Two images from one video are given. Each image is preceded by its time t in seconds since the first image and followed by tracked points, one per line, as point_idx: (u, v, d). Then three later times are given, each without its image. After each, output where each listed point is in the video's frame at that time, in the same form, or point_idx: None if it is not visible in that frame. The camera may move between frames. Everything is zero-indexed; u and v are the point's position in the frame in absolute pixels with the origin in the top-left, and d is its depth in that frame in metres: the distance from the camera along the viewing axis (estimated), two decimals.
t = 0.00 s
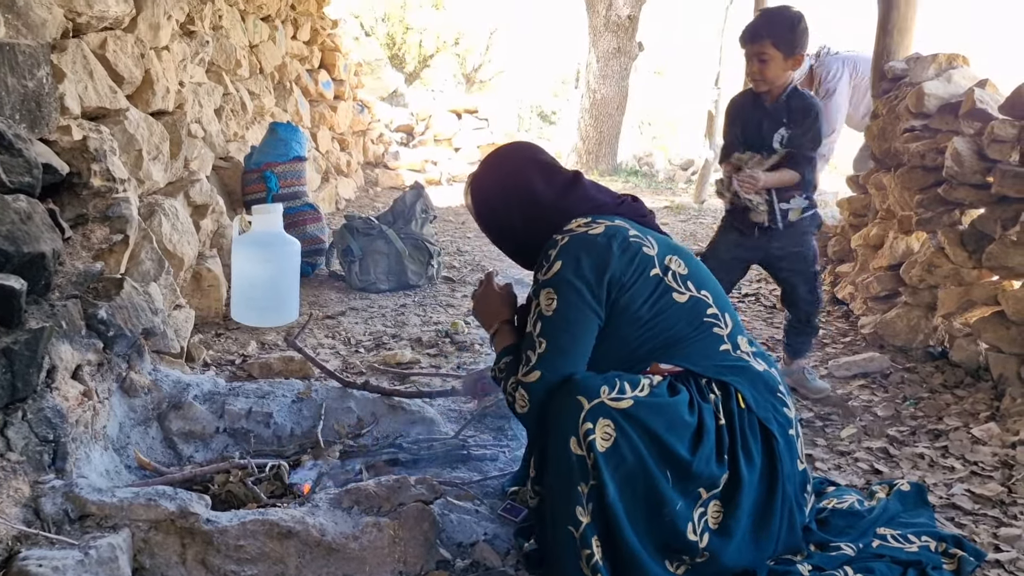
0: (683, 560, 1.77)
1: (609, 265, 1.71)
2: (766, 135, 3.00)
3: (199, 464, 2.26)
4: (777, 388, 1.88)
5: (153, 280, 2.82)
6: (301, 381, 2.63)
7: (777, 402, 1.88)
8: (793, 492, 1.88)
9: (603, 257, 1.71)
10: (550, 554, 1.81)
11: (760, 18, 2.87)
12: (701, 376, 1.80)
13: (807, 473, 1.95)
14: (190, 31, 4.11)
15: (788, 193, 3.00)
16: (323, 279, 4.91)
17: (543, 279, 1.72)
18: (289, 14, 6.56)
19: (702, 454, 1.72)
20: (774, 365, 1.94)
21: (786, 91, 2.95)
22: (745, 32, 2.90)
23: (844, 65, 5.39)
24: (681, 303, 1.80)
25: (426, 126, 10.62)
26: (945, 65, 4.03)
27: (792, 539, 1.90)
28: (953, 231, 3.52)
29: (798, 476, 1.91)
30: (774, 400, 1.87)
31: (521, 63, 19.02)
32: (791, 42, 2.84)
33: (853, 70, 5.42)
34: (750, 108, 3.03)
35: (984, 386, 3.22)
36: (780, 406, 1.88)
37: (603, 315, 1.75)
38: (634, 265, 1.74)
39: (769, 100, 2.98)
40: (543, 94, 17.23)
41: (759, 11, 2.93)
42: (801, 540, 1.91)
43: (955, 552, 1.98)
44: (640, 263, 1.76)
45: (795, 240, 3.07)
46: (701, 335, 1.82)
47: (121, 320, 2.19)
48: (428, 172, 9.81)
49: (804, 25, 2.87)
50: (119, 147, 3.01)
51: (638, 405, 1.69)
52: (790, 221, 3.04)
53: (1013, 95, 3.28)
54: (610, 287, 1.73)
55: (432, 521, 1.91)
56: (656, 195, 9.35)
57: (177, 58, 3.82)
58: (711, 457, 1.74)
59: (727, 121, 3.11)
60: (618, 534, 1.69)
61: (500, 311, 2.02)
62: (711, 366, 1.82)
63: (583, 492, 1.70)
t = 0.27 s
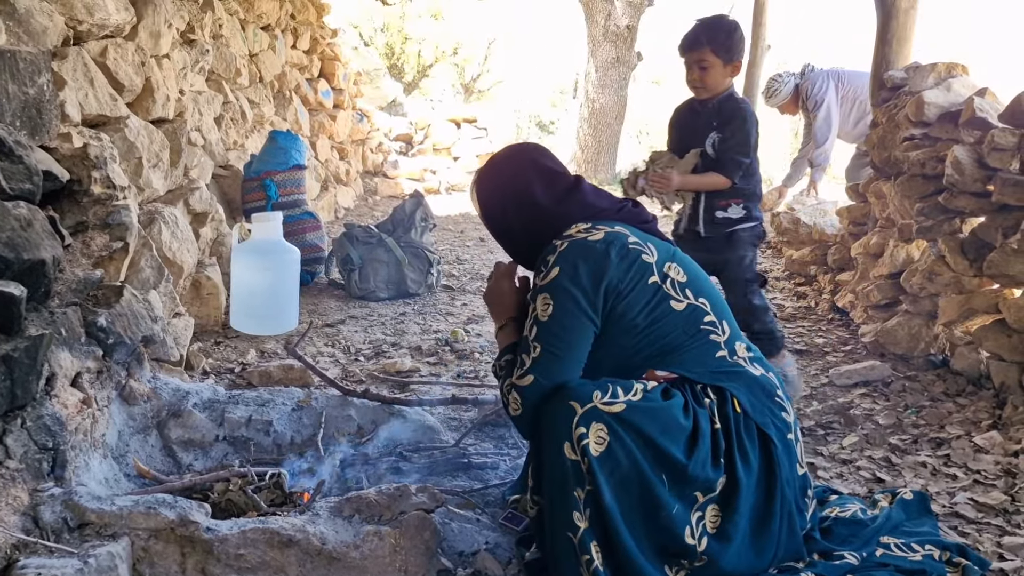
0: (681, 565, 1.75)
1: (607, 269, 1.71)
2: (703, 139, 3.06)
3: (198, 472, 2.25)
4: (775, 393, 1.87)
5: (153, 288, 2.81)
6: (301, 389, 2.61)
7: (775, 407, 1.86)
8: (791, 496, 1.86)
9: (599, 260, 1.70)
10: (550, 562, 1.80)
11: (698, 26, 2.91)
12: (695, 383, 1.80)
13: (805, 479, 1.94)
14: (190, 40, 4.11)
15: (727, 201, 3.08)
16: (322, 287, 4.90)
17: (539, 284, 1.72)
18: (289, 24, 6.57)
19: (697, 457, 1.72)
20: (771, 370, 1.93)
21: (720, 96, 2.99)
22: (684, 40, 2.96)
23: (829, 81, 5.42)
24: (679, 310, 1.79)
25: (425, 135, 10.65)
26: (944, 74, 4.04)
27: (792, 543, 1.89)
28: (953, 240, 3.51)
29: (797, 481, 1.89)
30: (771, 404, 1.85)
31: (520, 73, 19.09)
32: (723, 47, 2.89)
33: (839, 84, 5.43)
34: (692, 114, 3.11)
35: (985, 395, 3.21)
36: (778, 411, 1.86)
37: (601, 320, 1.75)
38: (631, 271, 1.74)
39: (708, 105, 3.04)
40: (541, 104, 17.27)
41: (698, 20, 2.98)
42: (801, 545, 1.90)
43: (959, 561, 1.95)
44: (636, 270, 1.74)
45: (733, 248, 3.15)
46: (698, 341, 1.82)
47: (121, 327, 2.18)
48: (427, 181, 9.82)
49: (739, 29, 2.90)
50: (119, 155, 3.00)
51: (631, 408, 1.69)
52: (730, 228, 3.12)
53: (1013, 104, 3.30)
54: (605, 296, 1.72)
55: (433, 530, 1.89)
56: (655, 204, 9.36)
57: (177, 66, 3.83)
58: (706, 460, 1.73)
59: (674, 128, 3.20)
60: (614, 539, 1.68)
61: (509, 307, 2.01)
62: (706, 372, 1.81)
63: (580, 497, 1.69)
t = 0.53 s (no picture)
0: (669, 565, 1.77)
1: (613, 272, 1.71)
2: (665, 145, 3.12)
3: (195, 476, 2.25)
4: (771, 402, 1.85)
5: (150, 291, 2.80)
6: (297, 393, 2.60)
7: (770, 415, 1.85)
8: (782, 504, 1.85)
9: (604, 265, 1.71)
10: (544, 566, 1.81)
11: (662, 28, 2.96)
12: (689, 389, 1.80)
13: (799, 488, 1.91)
14: (190, 43, 4.12)
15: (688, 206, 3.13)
16: (320, 291, 4.90)
17: (543, 280, 1.73)
18: (288, 28, 6.58)
19: (679, 460, 1.72)
20: (769, 378, 1.91)
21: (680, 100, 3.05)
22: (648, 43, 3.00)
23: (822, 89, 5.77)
24: (681, 318, 1.79)
25: (423, 140, 10.68)
26: (942, 81, 4.04)
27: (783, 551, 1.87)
28: (951, 247, 3.51)
29: (789, 490, 1.87)
30: (765, 412, 1.84)
31: (519, 78, 19.12)
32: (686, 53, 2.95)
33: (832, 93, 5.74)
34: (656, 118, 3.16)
35: (983, 402, 3.21)
36: (773, 420, 1.85)
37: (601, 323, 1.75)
38: (633, 276, 1.73)
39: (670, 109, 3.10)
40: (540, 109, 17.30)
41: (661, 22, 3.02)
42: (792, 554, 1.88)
43: (956, 569, 1.94)
44: (633, 273, 1.73)
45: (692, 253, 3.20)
46: (696, 350, 1.81)
47: (118, 330, 2.18)
48: (425, 186, 9.82)
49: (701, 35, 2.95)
50: (118, 157, 3.00)
51: (612, 410, 1.72)
52: (692, 233, 3.16)
53: (1010, 112, 3.31)
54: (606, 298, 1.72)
55: (430, 535, 1.88)
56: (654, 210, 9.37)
57: (176, 69, 3.83)
58: (689, 463, 1.74)
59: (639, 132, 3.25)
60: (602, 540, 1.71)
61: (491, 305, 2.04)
62: (701, 379, 1.80)
63: (565, 499, 1.73)
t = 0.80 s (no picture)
0: (657, 558, 1.76)
1: (605, 261, 1.72)
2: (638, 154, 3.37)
3: (191, 473, 2.24)
4: (764, 404, 1.84)
5: (148, 288, 2.79)
6: (294, 391, 2.60)
7: (763, 418, 1.84)
8: (772, 505, 1.82)
9: (598, 263, 1.72)
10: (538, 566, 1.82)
11: (628, 34, 3.16)
12: (680, 388, 1.81)
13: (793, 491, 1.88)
14: (190, 40, 4.11)
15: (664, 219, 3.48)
16: (318, 289, 4.90)
17: (535, 263, 1.77)
18: (288, 26, 6.57)
19: (652, 457, 1.73)
20: (767, 382, 1.90)
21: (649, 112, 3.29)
22: (614, 49, 3.20)
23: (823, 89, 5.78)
24: (679, 318, 1.80)
25: (422, 139, 10.69)
26: (942, 84, 4.04)
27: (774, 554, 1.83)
28: (950, 250, 3.52)
29: (780, 492, 1.85)
30: (755, 412, 1.83)
31: (518, 78, 19.11)
32: (651, 62, 3.14)
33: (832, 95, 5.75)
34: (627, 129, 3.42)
35: (981, 406, 3.21)
36: (765, 422, 1.83)
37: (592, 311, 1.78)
38: (630, 275, 1.75)
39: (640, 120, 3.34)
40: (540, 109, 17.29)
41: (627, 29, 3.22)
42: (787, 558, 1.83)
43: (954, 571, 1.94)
44: (626, 268, 1.74)
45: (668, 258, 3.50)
46: (694, 352, 1.83)
47: (115, 327, 2.17)
48: (424, 185, 9.81)
49: (663, 43, 3.14)
50: (117, 154, 2.99)
51: (585, 410, 1.74)
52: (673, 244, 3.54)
53: (1010, 116, 3.31)
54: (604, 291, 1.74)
55: (427, 534, 1.87)
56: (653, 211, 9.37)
57: (176, 66, 3.82)
58: (665, 459, 1.74)
59: (610, 144, 3.51)
60: (584, 536, 1.72)
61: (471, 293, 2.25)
62: (695, 378, 1.82)
63: (545, 496, 1.74)
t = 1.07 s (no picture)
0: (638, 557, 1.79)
1: (580, 253, 1.79)
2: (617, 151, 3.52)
3: (189, 472, 2.23)
4: (745, 404, 1.82)
5: (146, 286, 2.79)
6: (292, 390, 2.60)
7: (744, 419, 1.81)
8: (750, 506, 1.79)
9: (573, 252, 1.80)
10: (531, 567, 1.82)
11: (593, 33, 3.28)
12: (657, 388, 1.83)
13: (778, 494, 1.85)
14: (188, 38, 4.11)
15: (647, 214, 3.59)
16: (316, 289, 4.90)
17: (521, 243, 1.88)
18: (287, 25, 6.56)
19: (617, 462, 1.75)
20: (753, 380, 1.86)
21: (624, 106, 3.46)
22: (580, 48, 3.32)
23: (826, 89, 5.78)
24: (658, 314, 1.81)
25: (421, 138, 10.71)
26: (941, 86, 4.04)
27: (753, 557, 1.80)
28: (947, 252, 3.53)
29: (762, 494, 1.82)
30: (733, 412, 1.81)
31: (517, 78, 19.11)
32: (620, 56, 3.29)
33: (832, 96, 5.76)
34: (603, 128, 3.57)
35: (977, 407, 3.22)
36: (745, 423, 1.81)
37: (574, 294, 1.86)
38: (606, 270, 1.80)
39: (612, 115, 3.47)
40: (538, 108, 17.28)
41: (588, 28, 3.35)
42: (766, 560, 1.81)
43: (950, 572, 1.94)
44: (602, 259, 1.79)
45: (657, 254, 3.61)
46: (672, 350, 1.84)
47: (113, 325, 2.17)
48: (422, 185, 9.81)
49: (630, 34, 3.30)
50: (115, 152, 2.98)
51: (549, 417, 1.78)
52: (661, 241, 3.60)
53: (1008, 118, 3.32)
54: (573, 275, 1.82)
55: (424, 534, 1.87)
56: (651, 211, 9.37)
57: (174, 64, 3.82)
58: (632, 461, 1.76)
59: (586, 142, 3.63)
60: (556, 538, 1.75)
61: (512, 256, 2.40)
62: (673, 377, 1.84)
63: (516, 500, 1.78)
